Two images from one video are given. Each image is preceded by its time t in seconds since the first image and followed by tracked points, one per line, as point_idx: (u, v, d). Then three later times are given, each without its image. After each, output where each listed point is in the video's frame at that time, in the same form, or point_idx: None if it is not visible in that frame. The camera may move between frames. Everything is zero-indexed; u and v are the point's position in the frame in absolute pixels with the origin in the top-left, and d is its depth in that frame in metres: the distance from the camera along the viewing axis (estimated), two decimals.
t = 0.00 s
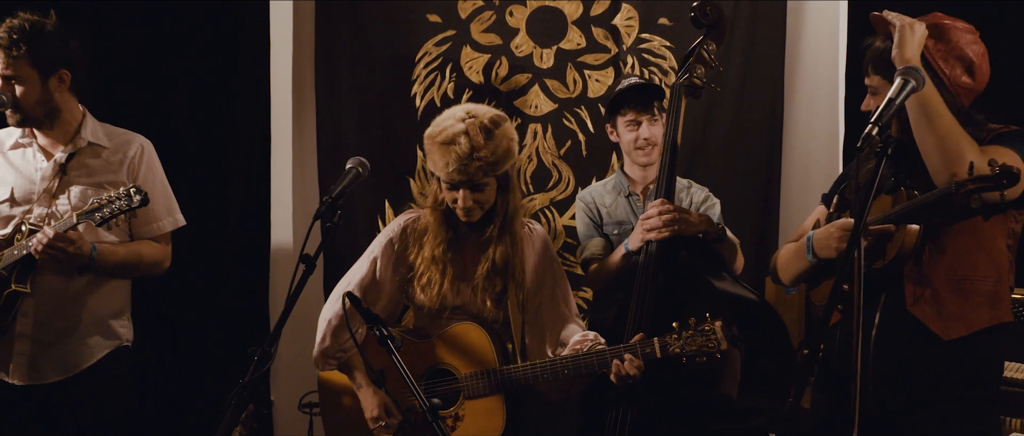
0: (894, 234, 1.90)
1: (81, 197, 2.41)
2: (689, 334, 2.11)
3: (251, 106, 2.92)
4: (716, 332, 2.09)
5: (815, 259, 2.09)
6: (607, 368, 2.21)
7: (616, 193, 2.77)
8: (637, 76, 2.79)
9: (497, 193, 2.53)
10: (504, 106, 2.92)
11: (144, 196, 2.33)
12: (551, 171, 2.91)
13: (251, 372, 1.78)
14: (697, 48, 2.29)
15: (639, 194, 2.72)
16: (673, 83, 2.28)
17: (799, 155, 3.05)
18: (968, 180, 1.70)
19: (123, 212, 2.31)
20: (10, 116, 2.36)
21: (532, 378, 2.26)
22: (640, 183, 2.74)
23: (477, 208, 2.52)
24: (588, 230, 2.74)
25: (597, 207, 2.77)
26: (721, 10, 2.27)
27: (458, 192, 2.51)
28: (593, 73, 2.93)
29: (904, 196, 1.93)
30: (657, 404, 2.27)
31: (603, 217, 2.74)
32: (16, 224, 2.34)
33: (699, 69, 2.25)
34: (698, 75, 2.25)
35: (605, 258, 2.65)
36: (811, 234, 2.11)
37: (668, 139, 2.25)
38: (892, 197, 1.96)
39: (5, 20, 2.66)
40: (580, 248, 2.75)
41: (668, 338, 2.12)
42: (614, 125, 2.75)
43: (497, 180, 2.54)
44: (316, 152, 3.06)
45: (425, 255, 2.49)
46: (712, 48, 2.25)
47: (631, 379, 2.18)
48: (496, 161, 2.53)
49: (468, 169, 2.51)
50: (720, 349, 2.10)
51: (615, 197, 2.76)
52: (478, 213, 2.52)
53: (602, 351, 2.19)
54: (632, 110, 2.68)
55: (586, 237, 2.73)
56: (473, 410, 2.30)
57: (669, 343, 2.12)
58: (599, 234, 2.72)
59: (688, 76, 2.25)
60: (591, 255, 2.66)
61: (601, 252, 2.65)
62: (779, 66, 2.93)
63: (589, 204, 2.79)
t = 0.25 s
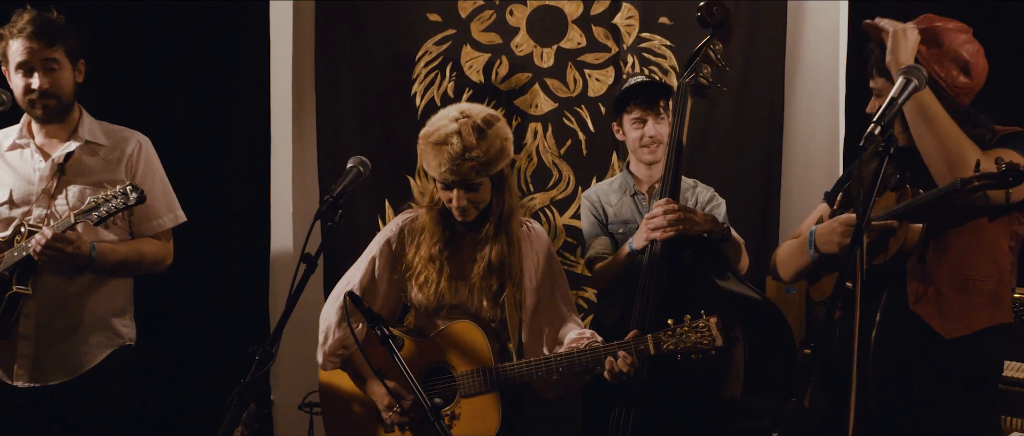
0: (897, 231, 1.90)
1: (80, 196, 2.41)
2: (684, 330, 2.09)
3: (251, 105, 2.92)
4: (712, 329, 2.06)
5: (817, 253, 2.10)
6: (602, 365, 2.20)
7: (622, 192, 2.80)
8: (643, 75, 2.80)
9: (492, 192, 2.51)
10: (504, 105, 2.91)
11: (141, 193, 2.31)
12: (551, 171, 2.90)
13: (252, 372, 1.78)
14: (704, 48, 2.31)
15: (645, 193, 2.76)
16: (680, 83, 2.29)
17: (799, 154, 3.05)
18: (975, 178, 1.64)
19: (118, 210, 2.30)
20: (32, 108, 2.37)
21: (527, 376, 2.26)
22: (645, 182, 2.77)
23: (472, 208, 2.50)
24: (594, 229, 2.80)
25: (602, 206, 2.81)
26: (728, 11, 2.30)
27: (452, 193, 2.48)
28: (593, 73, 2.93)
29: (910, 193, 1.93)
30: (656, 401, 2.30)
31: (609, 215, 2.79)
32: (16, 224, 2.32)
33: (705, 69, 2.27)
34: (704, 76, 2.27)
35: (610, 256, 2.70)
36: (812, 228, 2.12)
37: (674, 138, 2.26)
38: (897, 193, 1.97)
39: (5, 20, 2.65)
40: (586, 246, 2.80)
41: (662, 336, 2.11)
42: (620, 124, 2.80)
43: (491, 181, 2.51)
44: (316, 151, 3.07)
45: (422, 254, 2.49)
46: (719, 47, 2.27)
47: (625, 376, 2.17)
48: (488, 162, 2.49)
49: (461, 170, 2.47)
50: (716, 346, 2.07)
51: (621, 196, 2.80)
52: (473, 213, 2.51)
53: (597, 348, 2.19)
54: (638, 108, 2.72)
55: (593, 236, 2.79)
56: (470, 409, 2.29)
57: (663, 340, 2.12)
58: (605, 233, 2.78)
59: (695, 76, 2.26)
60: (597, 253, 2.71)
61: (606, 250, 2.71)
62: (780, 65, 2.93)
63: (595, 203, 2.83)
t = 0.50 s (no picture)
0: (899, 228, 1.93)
1: (81, 194, 2.41)
2: (682, 327, 2.10)
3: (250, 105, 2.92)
4: (708, 325, 2.07)
5: (819, 248, 2.09)
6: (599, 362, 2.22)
7: (628, 192, 2.77)
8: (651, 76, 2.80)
9: (486, 190, 2.49)
10: (503, 104, 2.91)
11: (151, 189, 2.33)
12: (551, 170, 2.90)
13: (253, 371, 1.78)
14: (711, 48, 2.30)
15: (651, 193, 2.73)
16: (686, 82, 2.28)
17: (798, 154, 3.05)
18: (982, 175, 1.66)
19: (128, 206, 2.31)
20: (43, 106, 2.38)
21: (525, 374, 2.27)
22: (652, 182, 2.74)
23: (465, 207, 2.47)
24: (599, 228, 2.77)
25: (609, 205, 2.78)
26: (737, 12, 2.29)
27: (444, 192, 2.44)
28: (592, 72, 2.93)
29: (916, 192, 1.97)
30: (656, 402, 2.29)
31: (615, 215, 2.76)
32: (15, 223, 2.32)
33: (712, 69, 2.26)
34: (711, 76, 2.25)
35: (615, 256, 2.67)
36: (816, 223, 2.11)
37: (680, 138, 2.25)
38: (904, 193, 1.99)
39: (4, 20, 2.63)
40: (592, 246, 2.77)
41: (659, 334, 2.12)
42: (628, 124, 2.75)
43: (484, 179, 2.48)
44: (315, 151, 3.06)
45: (418, 254, 2.48)
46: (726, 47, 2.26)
47: (622, 373, 2.19)
48: (480, 160, 2.44)
49: (453, 170, 2.43)
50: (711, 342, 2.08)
51: (627, 196, 2.76)
52: (467, 212, 2.48)
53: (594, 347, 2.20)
54: (646, 108, 2.68)
55: (598, 235, 2.76)
56: (468, 411, 2.29)
57: (659, 337, 2.12)
58: (610, 232, 2.75)
59: (701, 76, 2.25)
60: (602, 252, 2.67)
61: (613, 250, 2.67)
62: (779, 65, 2.93)
63: (601, 203, 2.80)
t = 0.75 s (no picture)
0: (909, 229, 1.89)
1: (82, 195, 2.40)
2: (678, 319, 2.06)
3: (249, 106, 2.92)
4: (706, 317, 2.03)
5: (826, 250, 2.09)
6: (596, 357, 2.21)
7: (634, 193, 2.77)
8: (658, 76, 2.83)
9: (473, 174, 2.52)
10: (502, 105, 2.91)
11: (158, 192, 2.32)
12: (549, 171, 2.90)
13: (252, 373, 1.77)
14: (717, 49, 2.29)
15: (657, 195, 2.73)
16: (691, 85, 2.28)
17: (796, 154, 3.06)
18: (994, 175, 1.62)
19: (136, 208, 2.31)
20: (54, 107, 2.39)
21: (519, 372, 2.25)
22: (658, 183, 2.74)
23: (451, 195, 2.50)
24: (605, 228, 2.78)
25: (614, 206, 2.79)
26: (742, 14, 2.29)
27: (431, 175, 2.49)
28: (590, 73, 2.92)
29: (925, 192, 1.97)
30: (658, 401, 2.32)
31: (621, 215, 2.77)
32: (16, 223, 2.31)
33: (717, 71, 2.25)
34: (715, 77, 2.25)
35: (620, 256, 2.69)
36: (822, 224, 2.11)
37: (685, 137, 2.25)
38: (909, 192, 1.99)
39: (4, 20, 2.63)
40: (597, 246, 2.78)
41: (655, 324, 2.09)
42: (634, 124, 2.76)
43: (472, 161, 2.51)
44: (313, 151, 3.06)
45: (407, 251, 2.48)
46: (730, 48, 2.25)
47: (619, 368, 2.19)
48: (466, 137, 2.50)
49: (440, 148, 2.49)
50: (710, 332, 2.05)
51: (633, 197, 2.77)
52: (453, 201, 2.52)
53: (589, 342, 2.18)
54: (651, 109, 2.69)
55: (604, 235, 2.77)
56: (463, 411, 2.28)
57: (656, 330, 2.09)
58: (616, 233, 2.76)
59: (706, 77, 2.25)
60: (607, 252, 2.71)
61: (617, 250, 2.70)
62: (778, 65, 2.93)
63: (607, 203, 2.81)
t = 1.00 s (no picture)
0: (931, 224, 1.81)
1: (82, 193, 2.39)
2: (664, 299, 2.10)
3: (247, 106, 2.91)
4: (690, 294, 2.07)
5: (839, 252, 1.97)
6: (584, 345, 2.23)
7: (636, 193, 2.75)
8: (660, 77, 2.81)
9: (455, 162, 2.55)
10: (500, 105, 2.91)
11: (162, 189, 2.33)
12: (547, 171, 2.90)
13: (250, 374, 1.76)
14: (718, 50, 2.28)
15: (658, 196, 2.71)
16: (693, 85, 2.27)
17: (793, 155, 3.06)
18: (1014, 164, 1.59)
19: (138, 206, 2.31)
20: (53, 105, 2.37)
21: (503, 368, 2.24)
22: (660, 184, 2.72)
23: (433, 181, 2.53)
24: (606, 228, 2.76)
25: (616, 206, 2.76)
26: (743, 14, 2.27)
27: (412, 161, 2.53)
28: (588, 73, 2.92)
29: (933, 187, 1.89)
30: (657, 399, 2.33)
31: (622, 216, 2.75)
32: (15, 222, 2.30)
33: (718, 72, 2.25)
34: (716, 78, 2.25)
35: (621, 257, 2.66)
36: (833, 228, 1.99)
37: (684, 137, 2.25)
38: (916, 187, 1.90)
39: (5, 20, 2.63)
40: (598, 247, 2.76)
41: (643, 308, 2.11)
42: (636, 125, 2.78)
43: (454, 148, 2.55)
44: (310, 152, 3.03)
45: (385, 247, 2.48)
46: (731, 50, 2.24)
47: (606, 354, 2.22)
48: (449, 122, 2.54)
49: (424, 130, 2.54)
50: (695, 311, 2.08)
51: (635, 198, 2.74)
52: (433, 189, 2.54)
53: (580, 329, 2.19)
54: (650, 110, 2.71)
55: (605, 236, 2.75)
56: (449, 411, 2.27)
57: (643, 314, 2.11)
58: (617, 233, 2.74)
59: (707, 79, 2.24)
60: (608, 253, 2.68)
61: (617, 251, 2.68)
62: (775, 65, 2.93)
63: (608, 204, 2.79)
